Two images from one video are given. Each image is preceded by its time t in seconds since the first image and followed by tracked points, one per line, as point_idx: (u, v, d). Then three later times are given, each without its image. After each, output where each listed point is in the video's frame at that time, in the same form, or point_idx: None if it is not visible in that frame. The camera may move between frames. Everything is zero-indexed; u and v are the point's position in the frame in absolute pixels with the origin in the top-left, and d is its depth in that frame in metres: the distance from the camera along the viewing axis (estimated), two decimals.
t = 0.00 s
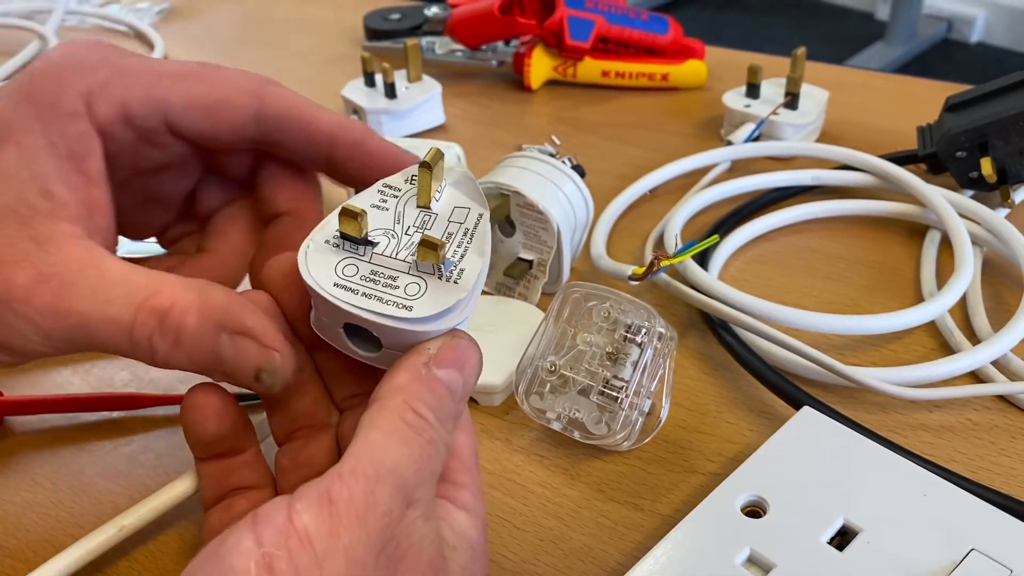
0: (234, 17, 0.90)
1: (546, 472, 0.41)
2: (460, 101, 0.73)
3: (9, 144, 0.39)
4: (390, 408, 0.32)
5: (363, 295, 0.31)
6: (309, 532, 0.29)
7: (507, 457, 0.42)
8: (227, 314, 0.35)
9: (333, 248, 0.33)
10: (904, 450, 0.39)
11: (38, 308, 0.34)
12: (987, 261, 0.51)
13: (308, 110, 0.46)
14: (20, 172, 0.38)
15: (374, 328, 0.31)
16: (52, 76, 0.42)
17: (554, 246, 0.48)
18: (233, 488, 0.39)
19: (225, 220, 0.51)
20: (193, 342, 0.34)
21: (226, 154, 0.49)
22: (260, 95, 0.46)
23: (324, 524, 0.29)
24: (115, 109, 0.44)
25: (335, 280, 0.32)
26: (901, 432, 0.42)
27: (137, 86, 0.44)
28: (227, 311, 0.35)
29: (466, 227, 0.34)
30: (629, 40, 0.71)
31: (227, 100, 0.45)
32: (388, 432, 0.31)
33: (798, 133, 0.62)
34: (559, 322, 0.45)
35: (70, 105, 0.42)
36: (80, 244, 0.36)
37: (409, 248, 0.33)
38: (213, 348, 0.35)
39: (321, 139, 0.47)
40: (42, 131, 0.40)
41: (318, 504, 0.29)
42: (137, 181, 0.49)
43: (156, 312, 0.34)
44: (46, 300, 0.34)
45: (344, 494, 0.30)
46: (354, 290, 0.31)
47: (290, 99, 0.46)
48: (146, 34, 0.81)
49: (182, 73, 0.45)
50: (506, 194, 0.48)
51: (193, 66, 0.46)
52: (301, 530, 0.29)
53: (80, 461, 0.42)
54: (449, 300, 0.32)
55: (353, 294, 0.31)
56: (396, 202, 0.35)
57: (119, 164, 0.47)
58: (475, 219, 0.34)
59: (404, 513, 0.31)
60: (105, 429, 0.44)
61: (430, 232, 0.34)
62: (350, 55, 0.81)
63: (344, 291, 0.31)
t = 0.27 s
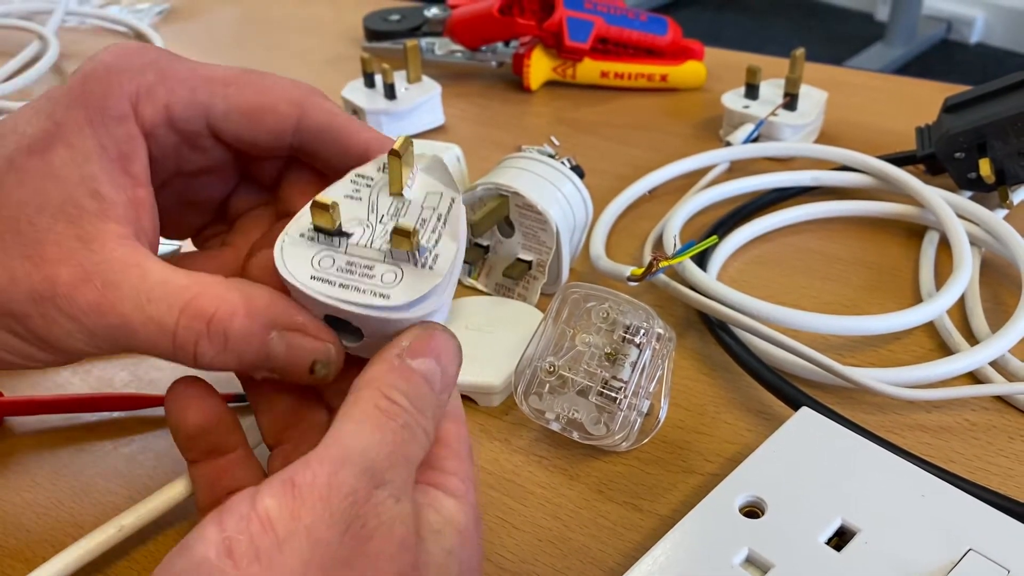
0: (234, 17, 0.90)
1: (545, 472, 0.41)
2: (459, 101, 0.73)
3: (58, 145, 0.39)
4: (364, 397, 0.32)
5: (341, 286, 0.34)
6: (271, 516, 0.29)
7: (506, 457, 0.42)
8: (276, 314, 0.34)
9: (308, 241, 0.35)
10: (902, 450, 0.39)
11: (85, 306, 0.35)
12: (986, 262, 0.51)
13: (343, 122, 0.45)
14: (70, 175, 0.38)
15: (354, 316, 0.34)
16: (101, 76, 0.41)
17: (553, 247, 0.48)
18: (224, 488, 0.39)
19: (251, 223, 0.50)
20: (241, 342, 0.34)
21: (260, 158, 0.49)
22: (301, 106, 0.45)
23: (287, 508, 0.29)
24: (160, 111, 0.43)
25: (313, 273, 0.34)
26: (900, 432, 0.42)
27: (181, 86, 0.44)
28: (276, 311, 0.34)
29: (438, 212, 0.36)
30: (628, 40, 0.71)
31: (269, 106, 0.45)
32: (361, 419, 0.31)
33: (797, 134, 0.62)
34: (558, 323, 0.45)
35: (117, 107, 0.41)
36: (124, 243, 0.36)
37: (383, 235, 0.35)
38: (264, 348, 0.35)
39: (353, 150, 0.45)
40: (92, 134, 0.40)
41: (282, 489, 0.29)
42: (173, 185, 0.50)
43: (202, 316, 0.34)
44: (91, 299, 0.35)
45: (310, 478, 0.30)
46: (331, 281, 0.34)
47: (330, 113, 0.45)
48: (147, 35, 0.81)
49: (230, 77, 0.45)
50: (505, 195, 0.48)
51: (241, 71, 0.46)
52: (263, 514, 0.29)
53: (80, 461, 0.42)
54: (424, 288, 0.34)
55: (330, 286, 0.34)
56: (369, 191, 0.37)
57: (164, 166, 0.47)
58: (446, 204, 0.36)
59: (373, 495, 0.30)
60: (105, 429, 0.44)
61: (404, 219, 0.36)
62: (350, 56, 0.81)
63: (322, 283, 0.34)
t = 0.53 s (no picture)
0: (234, 18, 0.90)
1: (543, 471, 0.41)
2: (459, 101, 0.73)
3: (67, 122, 0.40)
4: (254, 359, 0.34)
5: (347, 262, 0.34)
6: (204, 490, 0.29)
7: (504, 456, 0.42)
8: (289, 281, 0.35)
9: (314, 215, 0.35)
10: (900, 449, 0.39)
11: (108, 277, 0.37)
12: (983, 262, 0.52)
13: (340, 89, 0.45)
14: (81, 151, 0.40)
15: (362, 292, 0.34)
16: (106, 48, 0.42)
17: (551, 246, 0.48)
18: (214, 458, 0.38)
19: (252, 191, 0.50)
20: (257, 309, 0.35)
21: (257, 126, 0.49)
22: (299, 72, 0.45)
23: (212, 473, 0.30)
24: (163, 83, 0.44)
25: (321, 248, 0.34)
26: (898, 432, 0.42)
27: (185, 58, 0.44)
28: (288, 277, 0.35)
29: (439, 187, 0.36)
30: (627, 40, 0.71)
31: (267, 73, 0.45)
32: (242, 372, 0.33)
33: (795, 133, 0.62)
34: (556, 322, 0.45)
35: (121, 82, 0.42)
36: (137, 219, 0.38)
37: (387, 211, 0.35)
38: (279, 314, 0.35)
39: (351, 119, 0.45)
40: (97, 108, 0.41)
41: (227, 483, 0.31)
42: (173, 155, 0.50)
43: (220, 287, 0.35)
44: (111, 273, 0.37)
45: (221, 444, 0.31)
46: (339, 257, 0.34)
47: (328, 81, 0.45)
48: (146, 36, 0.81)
49: (229, 47, 0.45)
50: (503, 195, 0.48)
51: (240, 41, 0.46)
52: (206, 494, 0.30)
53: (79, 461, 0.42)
54: (429, 265, 0.33)
55: (338, 262, 0.34)
56: (370, 161, 0.37)
57: (166, 138, 0.47)
58: (446, 178, 0.36)
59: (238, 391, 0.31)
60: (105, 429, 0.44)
61: (405, 193, 0.36)
62: (349, 56, 0.81)
63: (330, 259, 0.34)
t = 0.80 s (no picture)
0: (233, 19, 0.90)
1: (539, 472, 0.41)
2: (457, 102, 0.73)
3: (67, 124, 0.40)
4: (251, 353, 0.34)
5: (345, 272, 0.35)
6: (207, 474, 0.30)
7: (500, 457, 0.42)
8: (285, 288, 0.36)
9: (313, 223, 0.36)
10: (896, 451, 0.39)
11: (104, 279, 0.37)
12: (979, 263, 0.52)
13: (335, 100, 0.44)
14: (82, 152, 0.39)
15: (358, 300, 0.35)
16: (103, 50, 0.42)
17: (548, 248, 0.48)
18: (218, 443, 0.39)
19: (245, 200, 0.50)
20: (252, 312, 0.36)
21: (252, 135, 0.48)
22: (294, 84, 0.44)
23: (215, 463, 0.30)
24: (160, 88, 0.43)
25: (318, 256, 0.35)
26: (894, 433, 0.42)
27: (182, 64, 0.44)
28: (284, 284, 0.36)
29: (438, 202, 0.37)
30: (625, 42, 0.71)
31: (263, 83, 0.44)
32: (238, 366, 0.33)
33: (793, 135, 0.62)
34: (553, 323, 0.45)
35: (119, 86, 0.42)
36: (138, 219, 0.38)
37: (385, 223, 0.36)
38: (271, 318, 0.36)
39: (345, 130, 0.44)
40: (97, 111, 0.41)
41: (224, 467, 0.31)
42: (167, 158, 0.49)
43: (216, 290, 0.35)
44: (109, 273, 0.37)
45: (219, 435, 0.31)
46: (336, 266, 0.35)
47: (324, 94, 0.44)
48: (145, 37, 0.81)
49: (227, 56, 0.45)
50: (501, 196, 0.48)
51: (238, 51, 0.45)
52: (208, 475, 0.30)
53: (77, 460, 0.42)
54: (425, 279, 0.35)
55: (335, 271, 0.35)
56: (369, 171, 0.37)
57: (160, 143, 0.47)
58: (445, 193, 0.37)
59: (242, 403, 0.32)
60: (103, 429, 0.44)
61: (404, 207, 0.37)
62: (348, 57, 0.81)
63: (327, 268, 0.35)
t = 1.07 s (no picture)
0: (232, 20, 0.90)
1: (538, 473, 0.41)
2: (456, 103, 0.73)
3: (71, 150, 0.39)
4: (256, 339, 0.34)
5: (362, 289, 0.36)
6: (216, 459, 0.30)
7: (500, 458, 0.42)
8: (292, 306, 0.36)
9: (324, 242, 0.36)
10: (894, 451, 0.40)
11: (109, 305, 0.37)
12: (977, 263, 0.52)
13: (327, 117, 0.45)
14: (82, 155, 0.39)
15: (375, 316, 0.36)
16: (101, 70, 0.41)
17: (548, 249, 0.48)
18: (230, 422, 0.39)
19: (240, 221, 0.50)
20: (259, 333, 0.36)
21: (246, 154, 0.48)
22: (290, 100, 0.45)
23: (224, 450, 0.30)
24: (160, 107, 0.43)
25: (333, 274, 0.36)
26: (892, 433, 0.42)
27: (181, 82, 0.44)
28: (292, 304, 0.36)
29: (443, 219, 0.38)
30: (625, 43, 0.72)
31: (260, 99, 0.45)
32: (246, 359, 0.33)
33: (791, 136, 0.62)
34: (552, 324, 0.46)
35: (119, 107, 0.41)
36: (143, 244, 0.37)
37: (394, 240, 0.37)
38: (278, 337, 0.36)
39: (337, 148, 0.45)
40: (98, 133, 0.40)
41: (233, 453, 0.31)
42: (162, 181, 0.49)
43: (225, 313, 0.35)
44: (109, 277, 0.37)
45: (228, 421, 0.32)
46: (352, 284, 0.36)
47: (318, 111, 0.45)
48: (144, 38, 0.81)
49: (224, 73, 0.45)
50: (500, 197, 0.48)
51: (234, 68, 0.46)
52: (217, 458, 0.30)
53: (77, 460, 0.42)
54: (444, 291, 0.36)
55: (352, 288, 0.36)
56: (371, 191, 0.38)
57: (159, 162, 0.47)
58: (451, 211, 0.39)
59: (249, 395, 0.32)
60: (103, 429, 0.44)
61: (411, 224, 0.38)
62: (348, 58, 0.81)
63: (344, 286, 0.36)
